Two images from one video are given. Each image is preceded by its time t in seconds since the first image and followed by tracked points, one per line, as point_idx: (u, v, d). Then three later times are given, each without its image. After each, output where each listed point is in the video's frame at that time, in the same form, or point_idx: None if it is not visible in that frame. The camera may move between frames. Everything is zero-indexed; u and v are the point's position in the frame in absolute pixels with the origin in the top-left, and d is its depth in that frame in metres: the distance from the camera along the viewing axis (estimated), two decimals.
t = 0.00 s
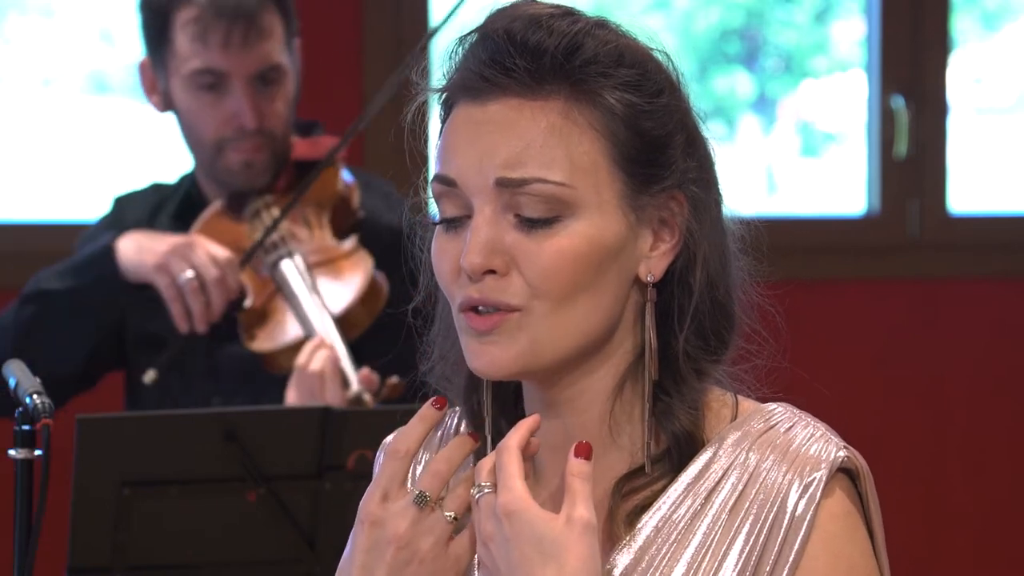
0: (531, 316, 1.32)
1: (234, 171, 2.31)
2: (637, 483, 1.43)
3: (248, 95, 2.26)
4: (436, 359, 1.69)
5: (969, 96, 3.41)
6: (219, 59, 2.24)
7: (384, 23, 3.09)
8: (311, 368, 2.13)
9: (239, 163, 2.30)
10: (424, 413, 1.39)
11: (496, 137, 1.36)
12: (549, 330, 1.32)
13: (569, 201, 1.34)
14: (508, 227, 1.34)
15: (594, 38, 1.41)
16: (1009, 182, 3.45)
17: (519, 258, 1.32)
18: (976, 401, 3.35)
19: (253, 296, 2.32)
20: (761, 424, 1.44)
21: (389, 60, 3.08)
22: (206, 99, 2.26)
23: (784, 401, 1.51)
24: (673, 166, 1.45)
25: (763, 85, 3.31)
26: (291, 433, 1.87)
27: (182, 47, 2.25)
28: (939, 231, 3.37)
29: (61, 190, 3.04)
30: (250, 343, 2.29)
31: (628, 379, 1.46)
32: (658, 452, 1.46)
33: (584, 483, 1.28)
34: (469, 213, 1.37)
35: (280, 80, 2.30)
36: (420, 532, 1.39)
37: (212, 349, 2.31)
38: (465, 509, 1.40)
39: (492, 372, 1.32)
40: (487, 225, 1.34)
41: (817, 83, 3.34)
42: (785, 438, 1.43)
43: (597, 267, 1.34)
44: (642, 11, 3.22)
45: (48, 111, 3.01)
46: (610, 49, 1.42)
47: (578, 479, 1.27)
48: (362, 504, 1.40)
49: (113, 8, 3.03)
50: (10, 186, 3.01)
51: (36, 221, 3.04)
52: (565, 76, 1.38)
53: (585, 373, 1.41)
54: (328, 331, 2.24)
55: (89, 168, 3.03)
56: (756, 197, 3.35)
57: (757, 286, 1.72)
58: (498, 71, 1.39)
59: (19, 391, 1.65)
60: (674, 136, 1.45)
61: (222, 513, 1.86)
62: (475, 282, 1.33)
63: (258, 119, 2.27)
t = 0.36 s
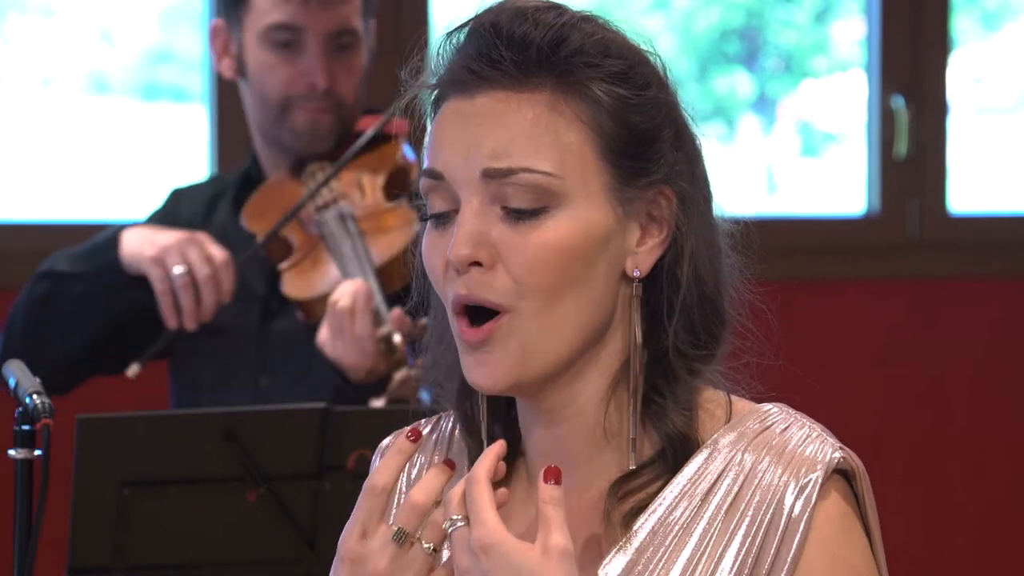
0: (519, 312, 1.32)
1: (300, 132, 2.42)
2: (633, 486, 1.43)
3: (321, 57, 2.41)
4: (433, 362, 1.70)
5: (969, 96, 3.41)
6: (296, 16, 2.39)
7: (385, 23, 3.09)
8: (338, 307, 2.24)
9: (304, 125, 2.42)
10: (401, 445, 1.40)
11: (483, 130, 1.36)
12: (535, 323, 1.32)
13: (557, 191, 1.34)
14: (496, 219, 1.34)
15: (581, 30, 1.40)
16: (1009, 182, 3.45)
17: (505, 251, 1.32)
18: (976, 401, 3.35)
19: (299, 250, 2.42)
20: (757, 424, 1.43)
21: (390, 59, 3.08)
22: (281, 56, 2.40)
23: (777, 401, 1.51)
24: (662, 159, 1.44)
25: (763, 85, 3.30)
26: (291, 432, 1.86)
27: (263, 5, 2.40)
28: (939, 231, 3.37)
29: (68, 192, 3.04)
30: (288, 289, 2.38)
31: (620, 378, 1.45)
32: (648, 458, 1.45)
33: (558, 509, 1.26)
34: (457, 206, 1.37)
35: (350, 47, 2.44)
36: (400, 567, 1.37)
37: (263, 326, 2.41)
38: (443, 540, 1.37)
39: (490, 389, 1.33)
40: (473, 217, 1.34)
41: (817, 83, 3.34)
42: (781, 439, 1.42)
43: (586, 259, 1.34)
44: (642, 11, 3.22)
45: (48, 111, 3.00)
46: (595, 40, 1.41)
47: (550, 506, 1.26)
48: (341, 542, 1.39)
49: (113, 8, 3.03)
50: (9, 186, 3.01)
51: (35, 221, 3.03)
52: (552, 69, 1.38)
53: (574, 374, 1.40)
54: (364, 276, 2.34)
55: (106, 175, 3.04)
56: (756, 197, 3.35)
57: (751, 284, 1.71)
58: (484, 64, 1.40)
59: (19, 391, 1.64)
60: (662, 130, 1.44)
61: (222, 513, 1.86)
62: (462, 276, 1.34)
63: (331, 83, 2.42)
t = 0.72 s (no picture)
0: (512, 301, 1.32)
1: (333, 129, 2.42)
2: (631, 483, 1.43)
3: (355, 55, 2.41)
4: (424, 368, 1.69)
5: (969, 96, 3.41)
6: (328, 15, 2.41)
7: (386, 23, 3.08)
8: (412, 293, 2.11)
9: (338, 123, 2.42)
10: (378, 482, 1.42)
11: (475, 126, 1.36)
12: (531, 315, 1.32)
13: (547, 184, 1.34)
14: (488, 214, 1.34)
15: (566, 24, 1.40)
16: (1009, 182, 3.45)
17: (499, 245, 1.32)
18: (976, 401, 3.34)
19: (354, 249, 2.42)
20: (753, 424, 1.43)
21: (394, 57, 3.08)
22: (316, 53, 2.42)
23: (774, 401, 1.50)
24: (652, 150, 1.43)
25: (763, 85, 3.31)
26: (291, 433, 1.86)
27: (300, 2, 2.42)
28: (939, 231, 3.37)
29: (68, 192, 3.04)
30: (348, 284, 2.38)
31: (616, 373, 1.45)
32: (646, 451, 1.44)
33: (534, 541, 1.30)
34: (450, 205, 1.37)
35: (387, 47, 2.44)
36: None
37: (294, 325, 2.44)
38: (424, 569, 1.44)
39: (480, 364, 1.33)
40: (466, 211, 1.34)
41: (817, 83, 3.34)
42: (776, 439, 1.42)
43: (580, 251, 1.34)
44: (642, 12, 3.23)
45: (48, 111, 3.00)
46: (580, 33, 1.40)
47: (525, 537, 1.30)
48: None
49: (113, 8, 3.03)
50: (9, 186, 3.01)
51: (33, 221, 3.02)
52: (538, 63, 1.38)
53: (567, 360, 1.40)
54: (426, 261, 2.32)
55: (104, 175, 3.04)
56: (756, 197, 3.35)
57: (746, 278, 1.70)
58: (471, 61, 1.40)
59: (19, 391, 1.64)
60: (652, 123, 1.44)
61: (222, 514, 1.86)
62: (456, 270, 1.34)
63: (363, 83, 2.40)
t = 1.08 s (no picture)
0: (496, 304, 1.32)
1: (356, 137, 2.32)
2: (627, 484, 1.41)
3: (379, 65, 2.30)
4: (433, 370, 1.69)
5: (969, 96, 3.41)
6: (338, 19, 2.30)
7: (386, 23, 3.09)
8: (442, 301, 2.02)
9: (360, 131, 2.31)
10: (345, 539, 1.39)
11: (456, 131, 1.36)
12: (516, 316, 1.32)
13: (524, 186, 1.34)
14: (470, 217, 1.34)
15: (543, 24, 1.40)
16: (1009, 182, 3.45)
17: (480, 248, 1.33)
18: (976, 401, 3.34)
19: (384, 269, 2.31)
20: (749, 422, 1.40)
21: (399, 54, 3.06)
22: (337, 61, 2.30)
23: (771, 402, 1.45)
24: (635, 146, 1.42)
25: (763, 85, 3.31)
26: (292, 432, 1.86)
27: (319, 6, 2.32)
28: (939, 231, 3.36)
29: (68, 192, 3.04)
30: (375, 305, 2.27)
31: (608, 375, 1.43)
32: (641, 451, 1.43)
33: None
34: (434, 210, 1.38)
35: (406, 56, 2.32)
36: None
37: (308, 328, 2.31)
38: None
39: (465, 365, 1.33)
40: (450, 216, 1.35)
41: (817, 83, 3.34)
42: (772, 438, 1.38)
43: (558, 252, 1.33)
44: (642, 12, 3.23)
45: (47, 111, 3.00)
46: (557, 33, 1.40)
47: None
48: None
49: (113, 8, 3.03)
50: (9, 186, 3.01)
51: (33, 220, 3.02)
52: (514, 65, 1.38)
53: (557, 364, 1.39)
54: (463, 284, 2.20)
55: (104, 174, 3.04)
56: (756, 197, 3.35)
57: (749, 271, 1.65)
58: (450, 67, 1.40)
59: (19, 391, 1.64)
60: (636, 120, 1.42)
61: (222, 513, 1.86)
62: (440, 275, 1.34)
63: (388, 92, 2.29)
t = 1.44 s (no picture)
0: (473, 309, 1.31)
1: (357, 129, 2.32)
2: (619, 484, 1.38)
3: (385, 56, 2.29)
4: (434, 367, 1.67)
5: (969, 96, 3.41)
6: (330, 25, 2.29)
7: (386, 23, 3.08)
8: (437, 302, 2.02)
9: (362, 122, 2.31)
10: None
11: (433, 129, 1.36)
12: (489, 316, 1.30)
13: (496, 186, 1.33)
14: (446, 217, 1.33)
15: (521, 22, 1.38)
16: (1009, 182, 3.45)
17: (453, 245, 1.32)
18: (976, 401, 3.34)
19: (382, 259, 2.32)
20: (736, 418, 1.35)
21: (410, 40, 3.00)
22: (343, 53, 2.29)
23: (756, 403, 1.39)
24: (613, 147, 1.39)
25: (763, 85, 3.30)
26: (292, 433, 1.86)
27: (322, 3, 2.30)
28: (939, 231, 3.36)
29: (69, 192, 3.04)
30: (372, 293, 2.27)
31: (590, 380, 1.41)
32: (629, 454, 1.40)
33: None
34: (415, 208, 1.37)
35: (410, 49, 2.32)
36: None
37: (308, 326, 2.32)
38: None
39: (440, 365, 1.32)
40: (428, 216, 1.34)
41: (817, 83, 3.33)
42: (760, 433, 1.34)
43: (530, 252, 1.31)
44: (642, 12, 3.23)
45: (47, 111, 3.00)
46: (535, 32, 1.38)
47: None
48: None
49: (114, 9, 3.02)
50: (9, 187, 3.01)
51: (32, 221, 3.02)
52: (490, 65, 1.37)
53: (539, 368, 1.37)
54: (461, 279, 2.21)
55: (104, 174, 3.04)
56: (757, 197, 3.35)
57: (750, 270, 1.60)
58: (430, 65, 1.39)
59: (19, 391, 1.64)
60: (615, 121, 1.39)
61: (222, 513, 1.86)
62: (414, 272, 1.34)
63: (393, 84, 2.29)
